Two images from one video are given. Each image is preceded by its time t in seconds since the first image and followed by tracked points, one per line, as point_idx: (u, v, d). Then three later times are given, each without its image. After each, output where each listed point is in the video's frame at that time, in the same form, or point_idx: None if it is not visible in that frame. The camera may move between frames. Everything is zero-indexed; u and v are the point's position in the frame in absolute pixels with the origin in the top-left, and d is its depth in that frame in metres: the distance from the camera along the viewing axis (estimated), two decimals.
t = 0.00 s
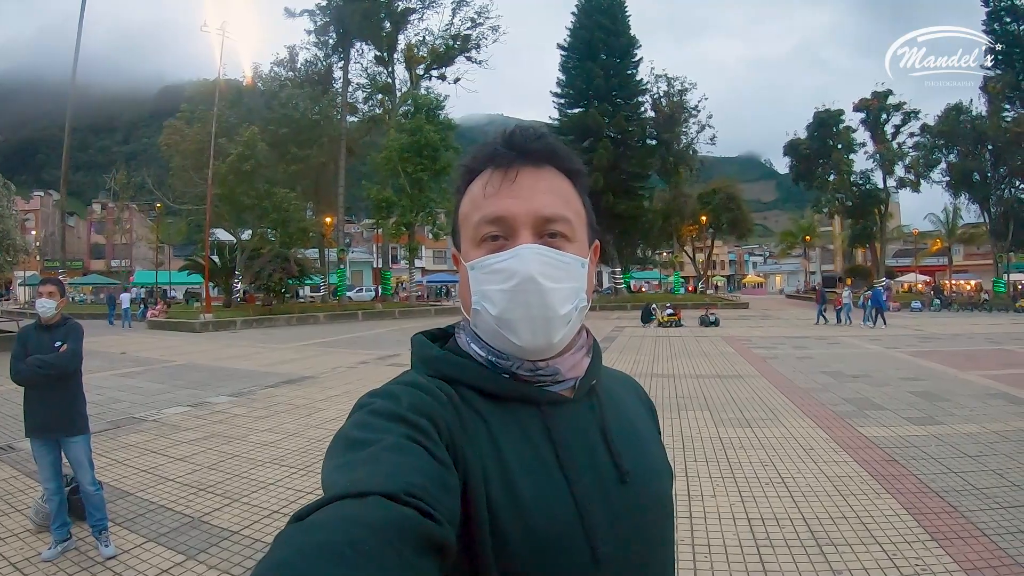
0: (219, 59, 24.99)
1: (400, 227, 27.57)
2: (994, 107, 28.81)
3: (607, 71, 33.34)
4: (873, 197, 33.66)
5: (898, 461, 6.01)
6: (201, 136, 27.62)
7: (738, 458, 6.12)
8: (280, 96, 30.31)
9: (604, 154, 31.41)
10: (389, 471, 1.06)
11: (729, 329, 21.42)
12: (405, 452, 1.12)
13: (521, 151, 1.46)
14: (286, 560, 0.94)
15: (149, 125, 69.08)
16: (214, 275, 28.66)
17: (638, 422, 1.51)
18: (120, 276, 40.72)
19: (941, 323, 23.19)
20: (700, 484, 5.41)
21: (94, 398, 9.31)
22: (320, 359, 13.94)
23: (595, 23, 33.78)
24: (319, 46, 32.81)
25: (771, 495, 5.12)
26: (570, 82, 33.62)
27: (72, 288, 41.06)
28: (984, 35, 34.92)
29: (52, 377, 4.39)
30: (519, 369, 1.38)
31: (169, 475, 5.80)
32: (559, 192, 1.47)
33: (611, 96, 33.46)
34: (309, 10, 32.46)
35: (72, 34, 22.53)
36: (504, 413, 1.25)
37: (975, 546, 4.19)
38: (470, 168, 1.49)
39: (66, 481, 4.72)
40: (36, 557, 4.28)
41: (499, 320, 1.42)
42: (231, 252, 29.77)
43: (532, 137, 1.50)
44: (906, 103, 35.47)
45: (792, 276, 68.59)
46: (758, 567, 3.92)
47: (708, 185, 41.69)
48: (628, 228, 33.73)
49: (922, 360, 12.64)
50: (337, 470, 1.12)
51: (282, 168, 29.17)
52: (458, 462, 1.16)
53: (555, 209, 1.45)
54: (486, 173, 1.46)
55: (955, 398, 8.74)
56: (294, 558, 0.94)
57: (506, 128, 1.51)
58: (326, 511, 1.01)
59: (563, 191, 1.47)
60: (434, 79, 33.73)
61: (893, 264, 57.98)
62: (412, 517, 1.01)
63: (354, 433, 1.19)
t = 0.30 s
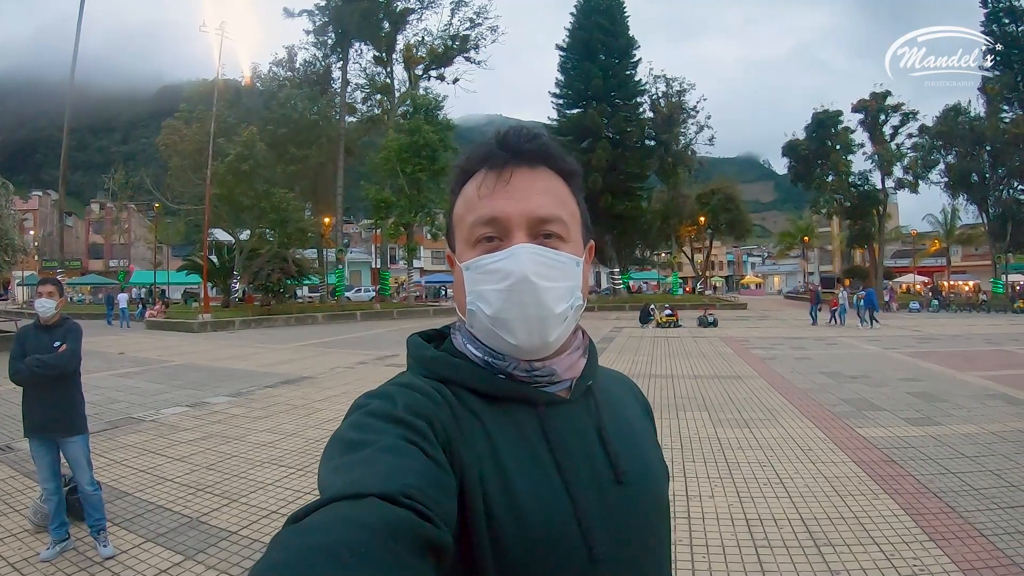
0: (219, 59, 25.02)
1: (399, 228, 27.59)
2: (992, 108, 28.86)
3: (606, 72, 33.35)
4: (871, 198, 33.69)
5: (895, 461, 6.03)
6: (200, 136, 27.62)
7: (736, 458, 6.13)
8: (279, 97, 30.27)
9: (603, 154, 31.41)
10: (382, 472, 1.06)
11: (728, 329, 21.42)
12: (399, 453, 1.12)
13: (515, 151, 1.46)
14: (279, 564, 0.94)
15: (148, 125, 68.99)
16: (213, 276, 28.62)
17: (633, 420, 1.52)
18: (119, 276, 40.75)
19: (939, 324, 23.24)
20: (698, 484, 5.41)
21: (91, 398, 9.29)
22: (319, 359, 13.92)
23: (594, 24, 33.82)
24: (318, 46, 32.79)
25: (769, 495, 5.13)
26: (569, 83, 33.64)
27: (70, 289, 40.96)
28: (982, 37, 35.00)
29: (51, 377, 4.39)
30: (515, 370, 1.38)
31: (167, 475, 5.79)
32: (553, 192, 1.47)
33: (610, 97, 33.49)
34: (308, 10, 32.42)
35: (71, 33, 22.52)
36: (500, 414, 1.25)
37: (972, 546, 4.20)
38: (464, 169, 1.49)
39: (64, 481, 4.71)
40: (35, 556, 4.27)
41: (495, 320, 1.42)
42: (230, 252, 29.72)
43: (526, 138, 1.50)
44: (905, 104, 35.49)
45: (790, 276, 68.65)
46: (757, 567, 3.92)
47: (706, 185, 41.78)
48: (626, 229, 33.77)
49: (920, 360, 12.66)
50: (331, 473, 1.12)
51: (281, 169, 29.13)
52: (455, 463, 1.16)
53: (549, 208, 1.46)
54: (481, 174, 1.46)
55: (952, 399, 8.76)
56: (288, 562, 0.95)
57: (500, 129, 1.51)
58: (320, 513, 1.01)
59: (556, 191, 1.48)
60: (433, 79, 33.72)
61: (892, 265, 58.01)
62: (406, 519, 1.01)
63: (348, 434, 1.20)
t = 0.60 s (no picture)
0: (221, 60, 25.04)
1: (401, 228, 27.67)
2: (994, 108, 28.83)
3: (608, 72, 33.32)
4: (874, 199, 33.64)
5: (897, 461, 6.01)
6: (203, 136, 27.68)
7: (738, 458, 6.14)
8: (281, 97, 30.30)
9: (605, 155, 31.36)
10: (379, 474, 1.06)
11: (729, 330, 21.39)
12: (393, 453, 1.12)
13: (511, 150, 1.46)
14: (274, 562, 0.95)
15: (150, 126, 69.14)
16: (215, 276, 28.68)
17: (630, 419, 1.52)
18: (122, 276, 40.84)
19: (942, 325, 23.19)
20: (700, 484, 5.41)
21: (94, 398, 9.31)
22: (320, 360, 13.93)
23: (596, 25, 33.80)
24: (320, 47, 32.87)
25: (770, 495, 5.13)
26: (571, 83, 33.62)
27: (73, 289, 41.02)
28: (984, 37, 34.98)
29: (56, 376, 4.39)
30: (510, 369, 1.38)
31: (170, 475, 5.79)
32: (547, 191, 1.47)
33: (612, 98, 33.45)
34: (310, 11, 32.46)
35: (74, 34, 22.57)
36: (493, 412, 1.25)
37: (973, 546, 4.19)
38: (459, 167, 1.49)
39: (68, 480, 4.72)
40: (40, 555, 4.28)
41: (488, 320, 1.42)
42: (232, 252, 29.76)
43: (522, 135, 1.49)
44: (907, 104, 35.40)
45: (793, 277, 68.52)
46: (757, 567, 3.91)
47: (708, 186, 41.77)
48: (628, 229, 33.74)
49: (922, 361, 12.64)
50: (325, 472, 1.11)
51: (283, 170, 29.15)
52: (449, 462, 1.16)
53: (544, 207, 1.45)
54: (475, 172, 1.47)
55: (953, 399, 8.74)
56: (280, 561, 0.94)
57: (494, 127, 1.50)
58: (313, 515, 1.01)
59: (551, 190, 1.48)
60: (435, 80, 33.72)
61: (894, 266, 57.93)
62: (399, 519, 1.01)
63: (342, 434, 1.19)
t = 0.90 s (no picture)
0: (226, 63, 25.16)
1: (406, 231, 27.81)
2: (998, 108, 28.74)
3: (611, 74, 33.31)
4: (877, 199, 33.55)
5: (902, 459, 5.97)
6: (209, 140, 27.84)
7: (744, 457, 6.12)
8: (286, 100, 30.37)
9: (608, 157, 31.33)
10: (384, 475, 1.07)
11: (734, 331, 21.34)
12: (397, 453, 1.12)
13: (510, 149, 1.46)
14: (282, 564, 0.95)
15: (156, 129, 69.46)
16: (221, 279, 28.77)
17: (634, 415, 1.52)
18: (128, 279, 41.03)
19: (947, 325, 23.08)
20: (706, 482, 5.40)
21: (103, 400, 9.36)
22: (327, 361, 13.97)
23: (599, 27, 33.84)
24: (324, 51, 33.03)
25: (775, 494, 5.10)
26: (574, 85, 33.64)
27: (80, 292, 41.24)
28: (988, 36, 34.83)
29: (71, 377, 4.42)
30: (514, 368, 1.38)
31: (181, 475, 5.81)
32: (546, 189, 1.47)
33: (615, 99, 33.42)
34: (315, 14, 32.57)
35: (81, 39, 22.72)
36: (494, 410, 1.25)
37: (977, 542, 4.17)
38: (458, 168, 1.49)
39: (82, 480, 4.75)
40: (53, 555, 4.30)
41: (492, 320, 1.42)
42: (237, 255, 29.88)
43: (520, 134, 1.50)
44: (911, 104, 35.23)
45: (797, 277, 68.33)
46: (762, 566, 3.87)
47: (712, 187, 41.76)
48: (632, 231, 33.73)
49: (927, 361, 12.59)
50: (333, 472, 1.11)
51: (288, 173, 29.24)
52: (453, 461, 1.16)
53: (544, 206, 1.46)
54: (475, 172, 1.47)
55: (957, 398, 8.70)
56: (289, 560, 0.95)
57: (494, 126, 1.51)
58: (320, 514, 1.01)
59: (550, 187, 1.48)
60: (439, 82, 33.77)
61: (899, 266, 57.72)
62: (406, 520, 1.01)
63: (349, 436, 1.19)
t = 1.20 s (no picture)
0: (231, 64, 25.26)
1: (410, 232, 27.85)
2: (1002, 109, 28.68)
3: (615, 76, 33.28)
4: (881, 201, 33.46)
5: (903, 458, 5.96)
6: (213, 141, 27.96)
7: (746, 455, 6.11)
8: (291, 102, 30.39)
9: (612, 158, 31.31)
10: (385, 472, 1.07)
11: (738, 333, 21.31)
12: (397, 450, 1.12)
13: (503, 144, 1.46)
14: (283, 562, 0.94)
15: (161, 131, 69.68)
16: (225, 280, 28.83)
17: (634, 408, 1.52)
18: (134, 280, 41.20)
19: (952, 326, 22.99)
20: (708, 480, 5.39)
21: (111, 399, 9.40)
22: (331, 361, 14.00)
23: (603, 29, 33.85)
24: (328, 52, 33.12)
25: (777, 491, 5.09)
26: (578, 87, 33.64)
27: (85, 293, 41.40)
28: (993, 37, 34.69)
29: (84, 374, 4.44)
30: (512, 363, 1.38)
31: (190, 473, 5.83)
32: (540, 182, 1.47)
33: (619, 101, 33.38)
34: (319, 17, 32.65)
35: (87, 40, 22.81)
36: (492, 404, 1.25)
37: (977, 538, 4.16)
38: (450, 166, 1.50)
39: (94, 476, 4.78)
40: (65, 550, 4.33)
41: (490, 315, 1.42)
42: (241, 256, 29.98)
43: (511, 130, 1.50)
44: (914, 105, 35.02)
45: (801, 279, 68.14)
46: (763, 563, 3.85)
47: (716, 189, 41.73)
48: (635, 232, 33.70)
49: (930, 362, 12.55)
50: (333, 470, 1.11)
51: (292, 175, 29.31)
52: (453, 457, 1.17)
53: (537, 199, 1.46)
54: (466, 168, 1.47)
55: (960, 399, 8.67)
56: (293, 557, 0.95)
57: (485, 122, 1.51)
58: (324, 509, 1.01)
59: (544, 181, 1.48)
60: (443, 85, 33.78)
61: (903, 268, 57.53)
62: (408, 516, 1.01)
63: (349, 433, 1.19)
